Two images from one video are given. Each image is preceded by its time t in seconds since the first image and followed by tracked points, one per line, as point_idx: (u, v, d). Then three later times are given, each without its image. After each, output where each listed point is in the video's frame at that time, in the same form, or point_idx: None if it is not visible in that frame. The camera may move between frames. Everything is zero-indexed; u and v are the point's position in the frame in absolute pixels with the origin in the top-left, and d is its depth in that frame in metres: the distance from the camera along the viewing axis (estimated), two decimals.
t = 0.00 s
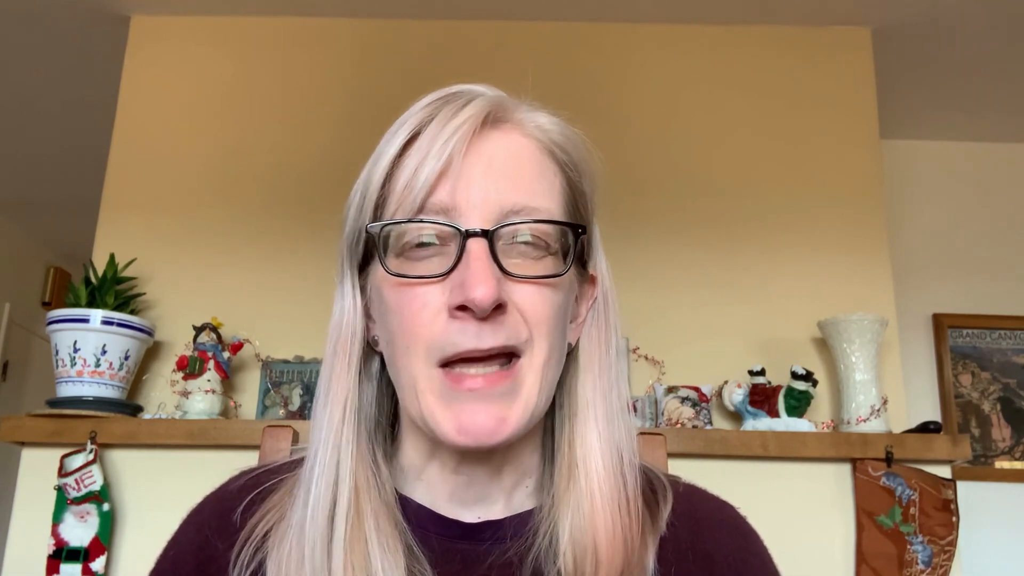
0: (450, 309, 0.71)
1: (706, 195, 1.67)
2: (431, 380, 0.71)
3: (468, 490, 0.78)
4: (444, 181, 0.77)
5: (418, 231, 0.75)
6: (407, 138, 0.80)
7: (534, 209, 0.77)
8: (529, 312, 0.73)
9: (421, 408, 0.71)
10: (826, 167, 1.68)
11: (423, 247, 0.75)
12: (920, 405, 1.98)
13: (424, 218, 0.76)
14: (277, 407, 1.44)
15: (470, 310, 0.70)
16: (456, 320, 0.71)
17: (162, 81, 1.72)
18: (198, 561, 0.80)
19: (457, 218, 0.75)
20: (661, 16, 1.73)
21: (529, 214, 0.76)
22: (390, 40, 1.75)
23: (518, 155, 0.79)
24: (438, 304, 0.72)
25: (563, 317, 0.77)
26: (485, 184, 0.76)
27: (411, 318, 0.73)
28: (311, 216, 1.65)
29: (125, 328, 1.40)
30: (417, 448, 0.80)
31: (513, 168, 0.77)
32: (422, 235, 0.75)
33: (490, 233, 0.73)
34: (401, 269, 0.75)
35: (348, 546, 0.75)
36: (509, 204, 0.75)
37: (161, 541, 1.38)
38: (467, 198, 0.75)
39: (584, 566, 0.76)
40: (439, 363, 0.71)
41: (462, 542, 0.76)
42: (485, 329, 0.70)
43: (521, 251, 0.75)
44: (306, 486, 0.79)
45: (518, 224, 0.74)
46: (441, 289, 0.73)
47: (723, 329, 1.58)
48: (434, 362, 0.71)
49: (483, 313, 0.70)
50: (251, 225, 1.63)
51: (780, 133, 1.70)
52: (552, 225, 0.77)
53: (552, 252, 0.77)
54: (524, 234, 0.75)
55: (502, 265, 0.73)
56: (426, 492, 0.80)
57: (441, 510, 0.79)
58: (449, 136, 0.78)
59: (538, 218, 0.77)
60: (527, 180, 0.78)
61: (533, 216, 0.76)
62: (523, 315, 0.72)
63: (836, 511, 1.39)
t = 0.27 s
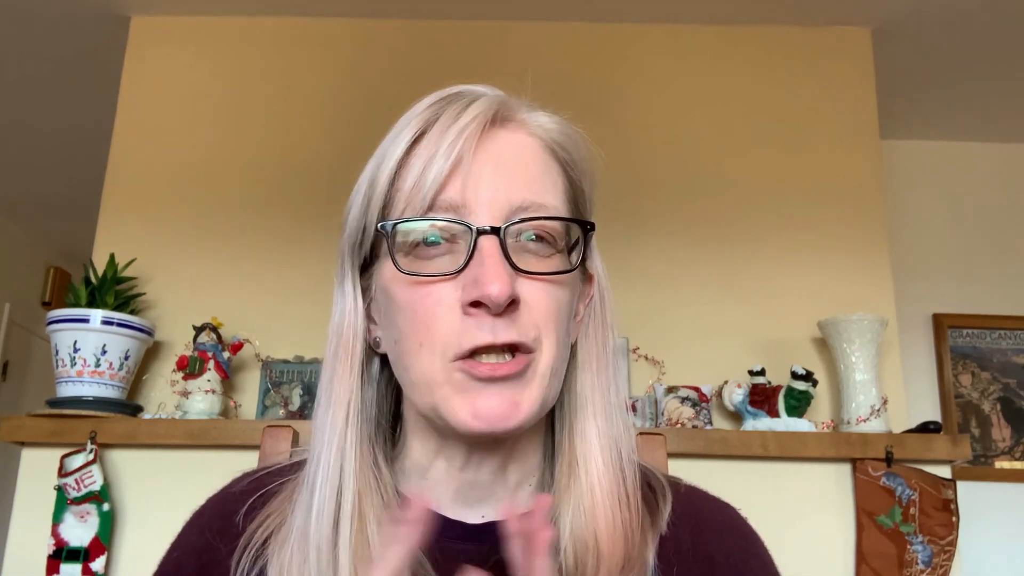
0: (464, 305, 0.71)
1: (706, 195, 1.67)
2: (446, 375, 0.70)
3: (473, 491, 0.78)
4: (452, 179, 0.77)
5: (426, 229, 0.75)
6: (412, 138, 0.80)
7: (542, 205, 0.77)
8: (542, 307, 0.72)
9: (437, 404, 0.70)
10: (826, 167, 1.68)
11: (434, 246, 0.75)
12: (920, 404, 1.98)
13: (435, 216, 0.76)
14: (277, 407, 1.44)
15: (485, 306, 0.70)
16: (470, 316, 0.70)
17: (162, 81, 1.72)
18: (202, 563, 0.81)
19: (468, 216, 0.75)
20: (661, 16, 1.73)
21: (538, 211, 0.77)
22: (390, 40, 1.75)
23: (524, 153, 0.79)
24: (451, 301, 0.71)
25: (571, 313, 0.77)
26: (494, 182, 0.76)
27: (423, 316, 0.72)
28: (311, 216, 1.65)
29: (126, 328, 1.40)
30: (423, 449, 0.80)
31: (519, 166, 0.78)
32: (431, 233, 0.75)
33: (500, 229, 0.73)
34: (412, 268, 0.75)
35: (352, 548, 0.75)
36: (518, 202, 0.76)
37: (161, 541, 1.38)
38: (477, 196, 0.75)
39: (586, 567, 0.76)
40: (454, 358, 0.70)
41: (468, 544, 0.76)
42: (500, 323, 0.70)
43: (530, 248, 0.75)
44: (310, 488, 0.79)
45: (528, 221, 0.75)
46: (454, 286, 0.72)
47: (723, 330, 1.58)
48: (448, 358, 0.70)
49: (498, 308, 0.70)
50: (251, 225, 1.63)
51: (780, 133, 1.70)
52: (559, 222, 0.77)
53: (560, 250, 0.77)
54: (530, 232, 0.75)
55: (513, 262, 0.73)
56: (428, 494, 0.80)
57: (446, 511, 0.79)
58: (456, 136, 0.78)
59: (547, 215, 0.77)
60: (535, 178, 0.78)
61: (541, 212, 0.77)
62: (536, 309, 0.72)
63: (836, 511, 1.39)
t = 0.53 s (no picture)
0: (477, 309, 0.70)
1: (705, 195, 1.67)
2: (460, 380, 0.69)
3: (473, 491, 0.78)
4: (459, 181, 0.76)
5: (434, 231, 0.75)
6: (415, 141, 0.79)
7: (547, 206, 0.78)
8: (552, 309, 0.73)
9: (451, 410, 0.70)
10: (826, 167, 1.68)
11: (442, 249, 0.74)
12: (920, 404, 1.98)
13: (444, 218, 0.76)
14: (277, 407, 1.44)
15: (499, 310, 0.70)
16: (484, 320, 0.70)
17: (162, 81, 1.72)
18: (198, 566, 0.83)
19: (477, 219, 0.75)
20: (661, 16, 1.73)
21: (543, 212, 0.77)
22: (390, 40, 1.75)
23: (528, 154, 0.80)
24: (464, 305, 0.71)
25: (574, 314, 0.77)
26: (502, 184, 0.76)
27: (434, 320, 0.72)
28: (311, 216, 1.65)
29: (126, 328, 1.40)
30: (423, 449, 0.81)
31: (524, 167, 0.78)
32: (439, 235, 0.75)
33: (510, 231, 0.74)
34: (423, 272, 0.74)
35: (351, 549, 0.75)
36: (525, 202, 0.76)
37: (161, 541, 1.38)
38: (485, 197, 0.76)
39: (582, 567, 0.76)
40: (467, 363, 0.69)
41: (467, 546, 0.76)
42: (514, 327, 0.70)
43: (535, 249, 0.76)
44: (309, 491, 0.80)
45: (535, 222, 0.75)
46: (468, 290, 0.72)
47: (723, 330, 1.58)
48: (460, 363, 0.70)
49: (513, 312, 0.69)
50: (252, 225, 1.63)
51: (780, 133, 1.71)
52: (564, 222, 0.78)
53: (564, 252, 0.79)
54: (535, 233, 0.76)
55: (524, 264, 0.73)
56: (428, 497, 0.81)
57: (447, 514, 0.79)
58: (462, 137, 0.78)
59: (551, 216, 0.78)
60: (539, 180, 0.79)
61: (547, 214, 0.78)
62: (546, 312, 0.73)
63: (836, 511, 1.39)
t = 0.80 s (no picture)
0: (474, 306, 0.70)
1: (706, 195, 1.67)
2: (457, 379, 0.69)
3: (465, 490, 0.78)
4: (455, 178, 0.76)
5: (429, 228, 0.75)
6: (408, 138, 0.79)
7: (541, 203, 0.78)
8: (552, 306, 0.74)
9: (448, 408, 0.69)
10: (826, 167, 1.68)
11: (438, 246, 0.74)
12: (920, 404, 1.98)
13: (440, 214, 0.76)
14: (277, 407, 1.44)
15: (498, 305, 0.70)
16: (482, 316, 0.70)
17: (162, 81, 1.72)
18: (189, 568, 0.83)
19: (473, 215, 0.75)
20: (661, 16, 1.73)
21: (538, 209, 0.78)
22: (391, 40, 1.75)
23: (520, 152, 0.80)
24: (461, 302, 0.71)
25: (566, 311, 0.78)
26: (496, 180, 0.76)
27: (429, 318, 0.72)
28: (311, 217, 1.65)
29: (125, 328, 1.40)
30: (413, 448, 0.81)
31: (518, 164, 0.79)
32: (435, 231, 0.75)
33: (506, 228, 0.74)
34: (419, 268, 0.74)
35: (339, 549, 0.76)
36: (520, 199, 0.77)
37: (162, 541, 1.38)
38: (480, 194, 0.76)
39: (572, 564, 0.76)
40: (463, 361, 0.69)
41: (456, 546, 0.76)
42: (511, 323, 0.70)
43: (530, 246, 0.76)
44: (296, 491, 0.80)
45: (530, 219, 0.76)
46: (465, 287, 0.72)
47: (723, 330, 1.58)
48: (455, 361, 0.70)
49: (511, 308, 0.70)
50: (252, 225, 1.63)
51: (780, 133, 1.70)
52: (558, 219, 0.79)
53: (558, 249, 0.80)
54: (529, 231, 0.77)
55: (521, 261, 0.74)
56: (419, 497, 0.81)
57: (439, 515, 0.79)
58: (457, 133, 0.78)
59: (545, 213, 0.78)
60: (533, 177, 0.80)
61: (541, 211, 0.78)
62: (545, 308, 0.73)
63: (836, 511, 1.39)
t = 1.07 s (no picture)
0: (473, 308, 0.70)
1: (706, 196, 1.67)
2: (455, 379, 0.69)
3: (461, 491, 0.78)
4: (454, 180, 0.76)
5: (429, 230, 0.75)
6: (407, 140, 0.79)
7: (540, 205, 0.78)
8: (551, 307, 0.74)
9: (447, 410, 0.69)
10: (826, 167, 1.68)
11: (436, 248, 0.75)
12: (920, 404, 1.98)
13: (438, 216, 0.76)
14: (277, 407, 1.45)
15: (498, 308, 0.70)
16: (481, 318, 0.70)
17: (161, 81, 1.72)
18: (185, 570, 0.84)
19: (472, 217, 0.75)
20: (661, 16, 1.73)
21: (536, 212, 0.78)
22: (390, 40, 1.75)
23: (519, 154, 0.80)
24: (459, 304, 0.71)
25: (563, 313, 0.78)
26: (495, 183, 0.76)
27: (428, 320, 0.72)
28: (310, 216, 1.65)
29: (126, 328, 1.40)
30: (409, 449, 0.81)
31: (517, 166, 0.79)
32: (434, 233, 0.75)
33: (505, 230, 0.74)
34: (418, 270, 0.74)
35: (334, 549, 0.76)
36: (518, 201, 0.77)
37: (162, 541, 1.38)
38: (479, 196, 0.76)
39: (566, 561, 0.75)
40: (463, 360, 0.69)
41: (451, 547, 0.76)
42: (510, 325, 0.70)
43: (528, 248, 0.76)
44: (290, 492, 0.81)
45: (528, 221, 0.76)
46: (463, 289, 0.72)
47: (723, 330, 1.58)
48: (453, 363, 0.70)
49: (511, 311, 0.69)
50: (252, 225, 1.63)
51: (780, 133, 1.70)
52: (556, 221, 0.79)
53: (556, 251, 0.81)
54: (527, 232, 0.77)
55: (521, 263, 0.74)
56: (415, 498, 0.81)
57: (434, 516, 0.79)
58: (456, 135, 0.78)
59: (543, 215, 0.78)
60: (532, 179, 0.80)
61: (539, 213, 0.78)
62: (543, 310, 0.73)
63: (836, 511, 1.39)
